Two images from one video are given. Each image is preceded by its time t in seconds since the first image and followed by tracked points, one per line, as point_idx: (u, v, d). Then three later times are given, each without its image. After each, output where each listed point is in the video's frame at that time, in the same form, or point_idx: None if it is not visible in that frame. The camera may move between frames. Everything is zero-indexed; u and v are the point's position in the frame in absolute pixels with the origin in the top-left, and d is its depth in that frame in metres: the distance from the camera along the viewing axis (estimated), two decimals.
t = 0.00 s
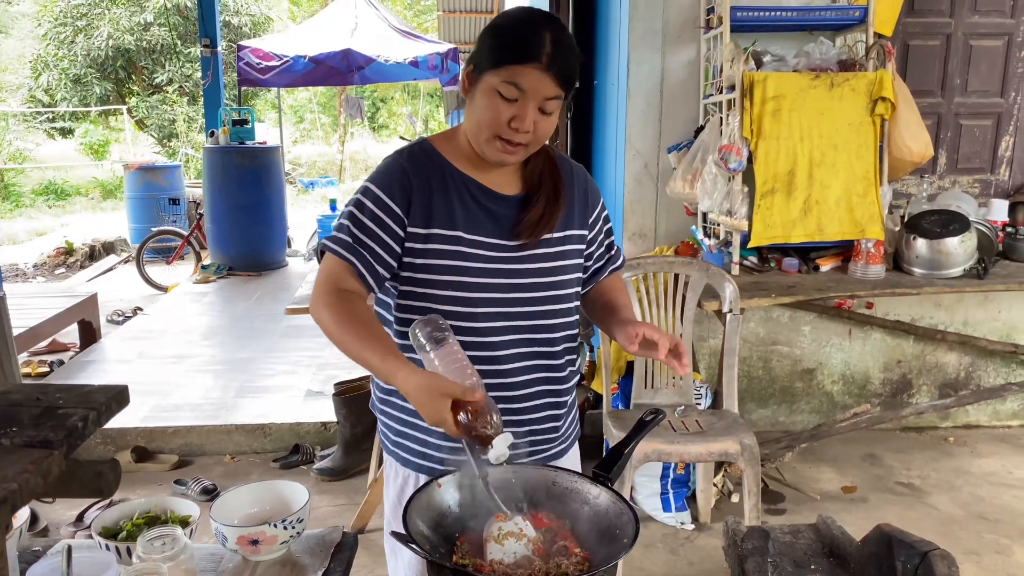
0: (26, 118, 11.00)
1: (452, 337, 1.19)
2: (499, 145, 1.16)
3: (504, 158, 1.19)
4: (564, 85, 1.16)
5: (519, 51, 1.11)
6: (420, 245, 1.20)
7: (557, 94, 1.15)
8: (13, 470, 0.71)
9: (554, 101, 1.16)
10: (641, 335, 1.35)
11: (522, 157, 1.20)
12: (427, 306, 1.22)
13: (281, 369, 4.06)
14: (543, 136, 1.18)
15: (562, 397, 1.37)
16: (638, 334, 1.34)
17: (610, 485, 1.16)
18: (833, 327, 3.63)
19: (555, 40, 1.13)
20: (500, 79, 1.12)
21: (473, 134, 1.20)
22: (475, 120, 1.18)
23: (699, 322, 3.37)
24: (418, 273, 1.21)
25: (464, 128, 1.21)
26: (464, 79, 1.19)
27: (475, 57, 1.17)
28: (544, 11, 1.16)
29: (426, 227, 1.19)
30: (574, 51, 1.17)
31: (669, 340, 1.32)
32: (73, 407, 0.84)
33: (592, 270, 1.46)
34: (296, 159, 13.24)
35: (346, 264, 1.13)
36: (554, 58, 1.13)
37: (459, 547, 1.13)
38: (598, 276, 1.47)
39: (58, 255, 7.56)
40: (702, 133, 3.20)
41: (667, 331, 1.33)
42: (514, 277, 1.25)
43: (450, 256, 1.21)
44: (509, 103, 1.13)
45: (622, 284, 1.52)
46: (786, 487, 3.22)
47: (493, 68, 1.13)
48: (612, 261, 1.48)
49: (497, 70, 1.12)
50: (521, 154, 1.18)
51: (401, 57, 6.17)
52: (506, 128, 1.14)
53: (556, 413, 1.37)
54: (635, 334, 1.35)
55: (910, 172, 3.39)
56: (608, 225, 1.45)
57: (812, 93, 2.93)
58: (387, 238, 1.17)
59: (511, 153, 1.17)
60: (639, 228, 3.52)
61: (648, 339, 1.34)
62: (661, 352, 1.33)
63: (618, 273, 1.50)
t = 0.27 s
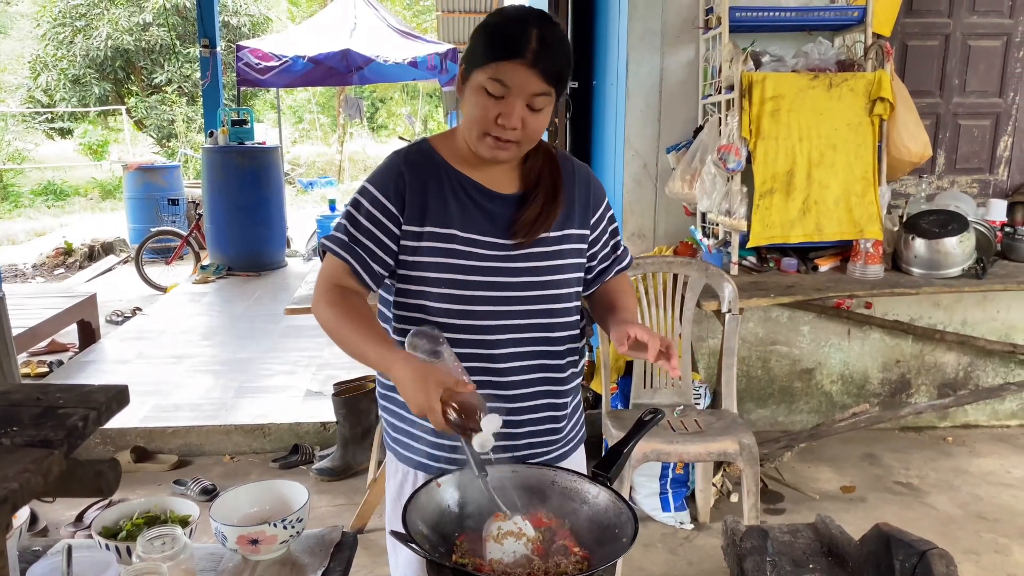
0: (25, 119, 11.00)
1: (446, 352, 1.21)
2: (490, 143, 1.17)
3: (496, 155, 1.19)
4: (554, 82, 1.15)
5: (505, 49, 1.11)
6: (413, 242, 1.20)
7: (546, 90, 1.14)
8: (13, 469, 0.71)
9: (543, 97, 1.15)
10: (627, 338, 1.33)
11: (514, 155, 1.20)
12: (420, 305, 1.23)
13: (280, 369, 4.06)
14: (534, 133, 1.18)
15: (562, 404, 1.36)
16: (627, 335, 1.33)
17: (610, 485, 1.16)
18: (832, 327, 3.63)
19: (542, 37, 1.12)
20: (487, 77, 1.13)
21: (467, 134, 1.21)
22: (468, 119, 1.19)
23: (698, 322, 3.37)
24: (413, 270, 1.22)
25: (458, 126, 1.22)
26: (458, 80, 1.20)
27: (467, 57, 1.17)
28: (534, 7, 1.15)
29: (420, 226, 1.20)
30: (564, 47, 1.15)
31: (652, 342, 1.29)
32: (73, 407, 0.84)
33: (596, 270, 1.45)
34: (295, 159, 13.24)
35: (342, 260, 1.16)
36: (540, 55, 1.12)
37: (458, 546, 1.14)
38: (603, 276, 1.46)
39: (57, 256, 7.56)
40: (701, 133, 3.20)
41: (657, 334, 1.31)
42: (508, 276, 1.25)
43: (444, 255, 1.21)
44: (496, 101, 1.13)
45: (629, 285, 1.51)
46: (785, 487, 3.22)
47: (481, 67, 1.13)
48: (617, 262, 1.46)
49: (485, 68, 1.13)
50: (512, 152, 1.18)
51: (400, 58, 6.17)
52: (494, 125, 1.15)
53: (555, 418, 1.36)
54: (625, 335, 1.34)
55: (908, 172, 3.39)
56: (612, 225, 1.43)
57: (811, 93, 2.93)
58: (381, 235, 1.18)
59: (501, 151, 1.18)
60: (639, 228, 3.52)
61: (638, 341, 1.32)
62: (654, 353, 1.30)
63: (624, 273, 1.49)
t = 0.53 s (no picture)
0: (25, 118, 11.01)
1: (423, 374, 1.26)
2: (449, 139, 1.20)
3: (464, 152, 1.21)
4: (501, 76, 1.15)
5: (450, 45, 1.15)
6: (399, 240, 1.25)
7: (489, 81, 1.15)
8: (16, 467, 0.72)
9: (486, 89, 1.15)
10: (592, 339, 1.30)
11: (479, 152, 1.21)
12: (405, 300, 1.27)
13: (279, 369, 4.06)
14: (489, 127, 1.18)
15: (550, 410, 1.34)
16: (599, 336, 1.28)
17: (610, 484, 1.17)
18: (832, 326, 3.63)
19: (484, 29, 1.13)
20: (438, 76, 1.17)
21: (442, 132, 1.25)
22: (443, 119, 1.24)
23: (698, 322, 3.37)
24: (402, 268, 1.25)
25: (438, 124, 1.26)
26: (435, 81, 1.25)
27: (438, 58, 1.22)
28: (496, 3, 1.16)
29: (404, 224, 1.24)
30: (516, 40, 1.15)
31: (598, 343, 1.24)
32: (76, 405, 0.84)
33: (593, 275, 1.40)
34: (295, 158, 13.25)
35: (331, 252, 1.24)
36: (477, 49, 1.13)
37: (459, 545, 1.14)
38: (602, 280, 1.41)
39: (57, 255, 7.56)
40: (701, 133, 3.20)
41: (627, 338, 1.26)
42: (491, 279, 1.25)
43: (425, 254, 1.23)
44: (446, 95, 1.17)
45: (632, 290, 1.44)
46: (784, 486, 3.23)
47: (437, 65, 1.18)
48: (617, 267, 1.41)
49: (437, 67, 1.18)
50: (468, 147, 1.20)
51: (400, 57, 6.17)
52: (443, 118, 1.18)
53: (543, 425, 1.34)
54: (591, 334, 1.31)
55: (908, 171, 3.39)
56: (613, 229, 1.39)
57: (811, 93, 2.94)
58: (366, 231, 1.24)
59: (457, 146, 1.20)
60: (639, 227, 3.53)
61: (609, 343, 1.27)
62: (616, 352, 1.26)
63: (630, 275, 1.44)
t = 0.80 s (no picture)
0: (24, 115, 11.00)
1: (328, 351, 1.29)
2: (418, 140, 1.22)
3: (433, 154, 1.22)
4: (461, 76, 1.14)
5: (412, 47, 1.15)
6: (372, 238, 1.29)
7: (450, 81, 1.14)
8: (16, 463, 0.72)
9: (448, 89, 1.15)
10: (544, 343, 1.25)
11: (449, 153, 1.21)
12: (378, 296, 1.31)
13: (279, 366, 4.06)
14: (455, 126, 1.18)
15: (522, 414, 1.34)
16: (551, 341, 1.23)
17: (608, 482, 1.17)
18: (831, 325, 3.64)
19: (444, 28, 1.13)
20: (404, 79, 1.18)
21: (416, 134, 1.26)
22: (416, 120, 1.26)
23: (697, 320, 3.38)
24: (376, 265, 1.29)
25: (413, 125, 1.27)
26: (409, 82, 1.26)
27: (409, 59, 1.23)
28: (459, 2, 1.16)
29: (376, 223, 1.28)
30: (478, 37, 1.14)
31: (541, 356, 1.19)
32: (75, 402, 0.84)
33: (574, 278, 1.36)
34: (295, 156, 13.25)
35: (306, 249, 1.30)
36: (435, 50, 1.13)
37: (458, 542, 1.14)
38: (583, 284, 1.37)
39: (56, 252, 7.56)
40: (700, 131, 3.20)
41: (575, 345, 1.21)
42: (459, 278, 1.25)
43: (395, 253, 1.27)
44: (413, 97, 1.17)
45: (617, 293, 1.39)
46: (783, 484, 3.23)
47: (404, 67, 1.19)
48: (599, 271, 1.37)
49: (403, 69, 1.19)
50: (438, 148, 1.20)
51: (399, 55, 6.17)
52: (410, 119, 1.19)
53: (514, 430, 1.35)
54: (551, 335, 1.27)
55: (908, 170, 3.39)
56: (596, 231, 1.35)
57: (811, 91, 2.94)
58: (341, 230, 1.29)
59: (429, 147, 1.20)
60: (638, 225, 3.53)
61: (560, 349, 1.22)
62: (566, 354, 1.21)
63: (616, 278, 1.40)
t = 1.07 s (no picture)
0: (24, 110, 10.99)
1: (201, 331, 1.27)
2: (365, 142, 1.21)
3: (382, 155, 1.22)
4: (409, 75, 1.14)
5: (358, 49, 1.14)
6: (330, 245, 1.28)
7: (399, 80, 1.14)
8: (18, 454, 0.72)
9: (397, 88, 1.14)
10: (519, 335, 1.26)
11: (398, 154, 1.21)
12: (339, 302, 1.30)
13: (279, 362, 4.06)
14: (405, 126, 1.17)
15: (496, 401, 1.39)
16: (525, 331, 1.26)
17: (609, 475, 1.17)
18: (831, 321, 3.64)
19: (390, 27, 1.12)
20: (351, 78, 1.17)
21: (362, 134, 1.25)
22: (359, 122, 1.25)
23: (697, 316, 3.38)
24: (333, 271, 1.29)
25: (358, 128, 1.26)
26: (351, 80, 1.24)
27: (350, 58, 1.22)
28: None
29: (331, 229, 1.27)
30: (425, 37, 1.14)
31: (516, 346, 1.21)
32: (76, 394, 0.84)
33: (540, 265, 1.44)
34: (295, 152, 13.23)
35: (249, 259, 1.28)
36: (383, 49, 1.12)
37: (459, 534, 1.15)
38: (547, 270, 1.45)
39: (57, 248, 7.56)
40: (701, 127, 3.19)
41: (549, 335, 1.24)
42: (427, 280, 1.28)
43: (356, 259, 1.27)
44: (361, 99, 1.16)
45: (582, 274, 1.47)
46: (783, 480, 3.24)
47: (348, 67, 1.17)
48: (563, 256, 1.45)
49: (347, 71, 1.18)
50: (387, 149, 1.19)
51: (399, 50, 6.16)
52: (358, 120, 1.17)
53: (491, 420, 1.40)
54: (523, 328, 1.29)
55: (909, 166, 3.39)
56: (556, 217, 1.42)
57: (811, 87, 2.93)
58: (294, 238, 1.28)
59: (379, 148, 1.19)
60: (638, 221, 3.52)
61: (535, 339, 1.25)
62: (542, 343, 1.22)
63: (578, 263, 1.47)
